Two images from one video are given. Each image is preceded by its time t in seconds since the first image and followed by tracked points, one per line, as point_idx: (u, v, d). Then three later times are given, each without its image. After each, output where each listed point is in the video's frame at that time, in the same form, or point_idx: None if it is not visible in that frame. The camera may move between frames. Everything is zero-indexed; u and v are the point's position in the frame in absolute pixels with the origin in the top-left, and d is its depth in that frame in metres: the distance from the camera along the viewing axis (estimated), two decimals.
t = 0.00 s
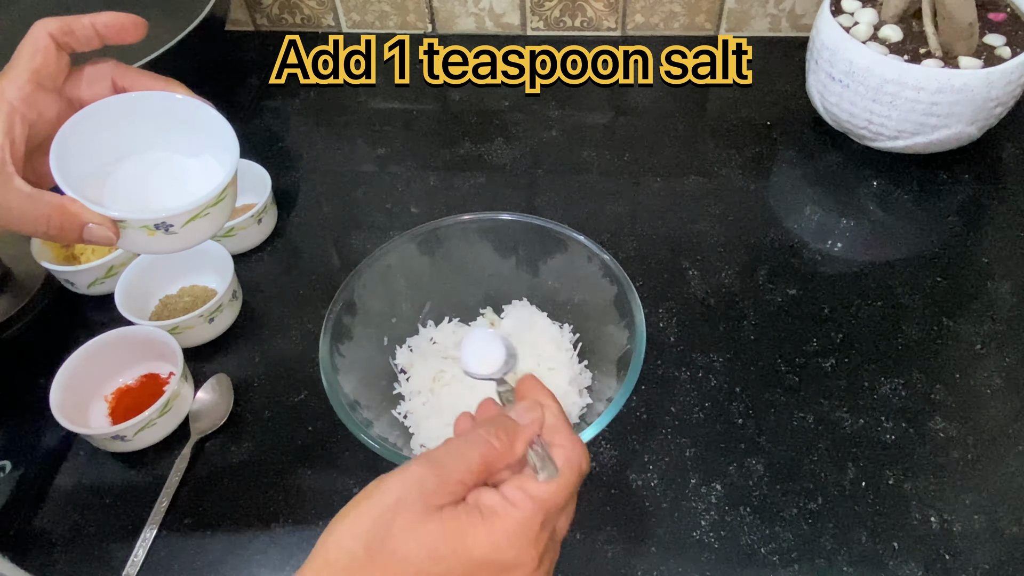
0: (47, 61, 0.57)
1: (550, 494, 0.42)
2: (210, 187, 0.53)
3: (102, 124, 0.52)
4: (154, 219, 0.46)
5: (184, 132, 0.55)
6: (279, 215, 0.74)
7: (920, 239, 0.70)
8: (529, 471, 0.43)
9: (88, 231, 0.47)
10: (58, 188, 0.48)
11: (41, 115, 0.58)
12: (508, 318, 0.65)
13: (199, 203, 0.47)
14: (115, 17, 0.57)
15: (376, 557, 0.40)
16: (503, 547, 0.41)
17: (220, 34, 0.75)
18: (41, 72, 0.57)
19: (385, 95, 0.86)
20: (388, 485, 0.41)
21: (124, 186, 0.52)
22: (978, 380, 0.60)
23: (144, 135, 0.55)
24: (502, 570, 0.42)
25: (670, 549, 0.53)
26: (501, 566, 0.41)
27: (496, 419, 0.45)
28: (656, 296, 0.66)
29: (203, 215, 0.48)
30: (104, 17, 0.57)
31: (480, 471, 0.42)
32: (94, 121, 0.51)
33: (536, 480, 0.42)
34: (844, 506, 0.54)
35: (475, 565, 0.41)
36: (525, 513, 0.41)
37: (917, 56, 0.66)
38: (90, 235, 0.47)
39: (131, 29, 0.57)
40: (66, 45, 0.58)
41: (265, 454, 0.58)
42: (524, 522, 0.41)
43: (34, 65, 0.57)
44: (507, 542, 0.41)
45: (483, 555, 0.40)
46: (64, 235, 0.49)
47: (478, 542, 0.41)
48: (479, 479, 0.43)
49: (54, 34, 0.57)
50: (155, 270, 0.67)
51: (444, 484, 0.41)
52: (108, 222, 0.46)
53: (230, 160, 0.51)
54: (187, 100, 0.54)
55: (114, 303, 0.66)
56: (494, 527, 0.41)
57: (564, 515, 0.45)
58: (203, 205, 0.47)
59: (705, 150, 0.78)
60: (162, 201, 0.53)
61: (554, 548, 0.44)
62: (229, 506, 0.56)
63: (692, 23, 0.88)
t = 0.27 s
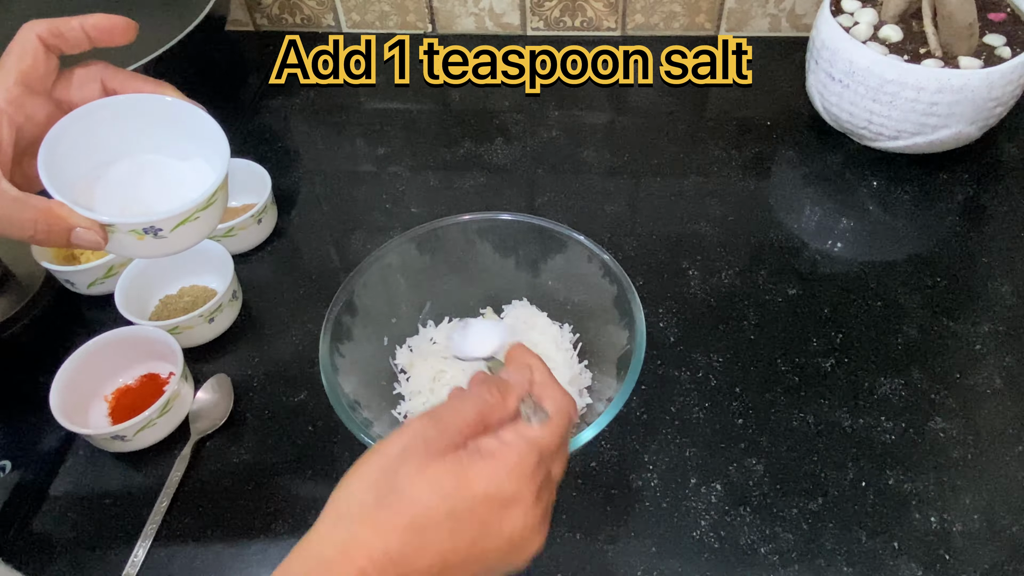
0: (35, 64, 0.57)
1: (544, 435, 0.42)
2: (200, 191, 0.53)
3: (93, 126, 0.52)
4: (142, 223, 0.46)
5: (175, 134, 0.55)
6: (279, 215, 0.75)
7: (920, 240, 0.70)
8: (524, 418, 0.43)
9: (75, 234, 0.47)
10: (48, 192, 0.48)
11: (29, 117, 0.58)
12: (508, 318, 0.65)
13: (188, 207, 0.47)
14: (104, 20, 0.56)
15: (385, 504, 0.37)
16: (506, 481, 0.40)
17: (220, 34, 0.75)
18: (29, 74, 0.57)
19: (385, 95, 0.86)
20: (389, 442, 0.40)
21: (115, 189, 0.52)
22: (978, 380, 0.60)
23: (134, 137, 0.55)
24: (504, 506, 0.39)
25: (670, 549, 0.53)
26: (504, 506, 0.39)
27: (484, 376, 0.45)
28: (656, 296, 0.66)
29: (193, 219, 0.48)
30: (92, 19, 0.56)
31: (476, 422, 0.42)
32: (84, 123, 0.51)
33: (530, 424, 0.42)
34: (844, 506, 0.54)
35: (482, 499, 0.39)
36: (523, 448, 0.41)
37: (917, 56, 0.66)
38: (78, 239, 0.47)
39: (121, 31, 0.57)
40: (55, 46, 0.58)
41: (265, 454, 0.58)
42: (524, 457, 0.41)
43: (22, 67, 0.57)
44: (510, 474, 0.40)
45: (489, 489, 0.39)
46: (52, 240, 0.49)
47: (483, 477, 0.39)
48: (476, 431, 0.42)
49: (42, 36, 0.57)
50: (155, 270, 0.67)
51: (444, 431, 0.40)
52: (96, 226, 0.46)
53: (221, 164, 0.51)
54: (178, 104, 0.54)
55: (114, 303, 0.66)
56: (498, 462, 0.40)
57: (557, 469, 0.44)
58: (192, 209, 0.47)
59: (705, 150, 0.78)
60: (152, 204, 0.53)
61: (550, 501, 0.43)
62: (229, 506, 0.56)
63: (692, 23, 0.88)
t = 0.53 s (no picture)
0: (27, 61, 0.57)
1: (541, 377, 0.45)
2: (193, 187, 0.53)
3: (86, 124, 0.52)
4: (135, 219, 0.46)
5: (168, 131, 0.55)
6: (279, 215, 0.74)
7: (920, 240, 0.70)
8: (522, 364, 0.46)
9: (66, 231, 0.46)
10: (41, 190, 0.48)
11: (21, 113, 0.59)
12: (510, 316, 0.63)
13: (182, 203, 0.47)
14: (96, 17, 0.56)
15: (389, 441, 0.41)
16: (504, 420, 0.43)
17: (220, 34, 0.75)
18: (20, 71, 0.57)
19: (385, 95, 0.86)
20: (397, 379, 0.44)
21: (108, 186, 0.52)
22: (978, 381, 0.60)
23: (127, 135, 0.55)
24: (503, 443, 0.43)
25: (670, 549, 0.53)
26: (505, 442, 0.43)
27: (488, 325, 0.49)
28: (656, 295, 0.66)
29: (186, 215, 0.48)
30: (85, 17, 0.56)
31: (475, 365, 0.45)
32: (76, 120, 0.51)
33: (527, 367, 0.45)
34: (845, 506, 0.54)
35: (480, 433, 0.42)
36: (520, 387, 0.44)
37: (917, 56, 0.66)
38: (69, 236, 0.47)
39: (113, 27, 0.57)
40: (47, 44, 0.58)
41: (265, 454, 0.58)
42: (520, 396, 0.43)
43: (13, 64, 0.57)
44: (509, 413, 0.43)
45: (486, 427, 0.42)
46: (43, 237, 0.48)
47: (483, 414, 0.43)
48: (476, 373, 0.46)
49: (34, 32, 0.57)
50: (155, 270, 0.67)
51: (446, 373, 0.44)
52: (89, 223, 0.45)
53: (214, 160, 0.51)
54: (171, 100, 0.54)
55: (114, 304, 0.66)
56: (497, 399, 0.43)
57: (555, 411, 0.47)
58: (185, 205, 0.47)
59: (705, 150, 0.78)
60: (146, 200, 0.53)
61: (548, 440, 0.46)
62: (229, 506, 0.56)
63: (692, 23, 0.88)
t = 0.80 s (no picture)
0: (28, 57, 0.58)
1: (533, 447, 0.41)
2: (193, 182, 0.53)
3: (87, 120, 0.52)
4: (136, 213, 0.46)
5: (168, 127, 0.55)
6: (279, 215, 0.74)
7: (920, 240, 0.70)
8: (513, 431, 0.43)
9: (69, 226, 0.47)
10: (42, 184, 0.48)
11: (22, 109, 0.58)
12: (508, 317, 0.64)
13: (182, 197, 0.47)
14: (97, 13, 0.57)
15: (372, 524, 0.38)
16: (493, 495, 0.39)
17: (220, 33, 0.75)
18: (22, 67, 0.58)
19: (385, 95, 0.86)
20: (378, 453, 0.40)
21: (109, 181, 0.52)
22: (978, 381, 0.60)
23: (128, 131, 0.55)
24: (493, 523, 0.39)
25: (670, 549, 0.53)
26: (496, 522, 0.39)
27: (475, 389, 0.45)
28: (656, 296, 0.66)
29: (186, 209, 0.48)
30: (86, 13, 0.57)
31: (462, 435, 0.42)
32: (78, 116, 0.52)
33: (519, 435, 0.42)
34: (845, 506, 0.54)
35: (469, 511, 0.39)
36: (510, 458, 0.41)
37: (917, 57, 0.66)
38: (72, 230, 0.47)
39: (114, 23, 0.57)
40: (49, 40, 0.59)
41: (265, 454, 0.58)
42: (510, 468, 0.40)
43: (16, 60, 0.58)
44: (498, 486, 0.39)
45: (475, 504, 0.39)
46: (45, 231, 0.49)
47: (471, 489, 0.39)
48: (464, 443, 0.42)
49: (36, 28, 0.57)
50: (156, 270, 0.67)
51: (431, 444, 0.41)
52: (91, 217, 0.46)
53: (214, 155, 0.51)
54: (170, 96, 0.54)
55: (114, 303, 0.66)
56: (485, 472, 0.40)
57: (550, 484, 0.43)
58: (186, 199, 0.47)
59: (705, 150, 0.78)
60: (147, 195, 0.53)
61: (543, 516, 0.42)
62: (229, 506, 0.56)
63: (692, 23, 0.88)
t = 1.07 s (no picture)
0: (33, 59, 0.57)
1: (515, 440, 0.43)
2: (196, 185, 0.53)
3: (91, 122, 0.52)
4: (141, 216, 0.46)
5: (172, 130, 0.55)
6: (279, 216, 0.74)
7: (920, 240, 0.70)
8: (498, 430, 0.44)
9: (73, 227, 0.46)
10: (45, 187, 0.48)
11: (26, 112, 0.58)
12: (508, 318, 0.65)
13: (186, 199, 0.47)
14: (102, 16, 0.56)
15: (363, 521, 0.38)
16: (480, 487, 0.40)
17: (220, 34, 0.75)
18: (26, 70, 0.57)
19: (385, 95, 0.86)
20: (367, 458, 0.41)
21: (112, 184, 0.52)
22: (978, 381, 0.60)
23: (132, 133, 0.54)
24: (482, 513, 0.40)
25: (670, 549, 0.53)
26: (485, 514, 0.40)
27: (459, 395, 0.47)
28: (656, 296, 0.66)
29: (190, 212, 0.48)
30: (91, 15, 0.56)
31: (448, 434, 0.43)
32: (82, 118, 0.52)
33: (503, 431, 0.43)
34: (845, 506, 0.54)
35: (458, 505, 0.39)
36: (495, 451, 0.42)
37: (917, 57, 0.66)
38: (76, 233, 0.47)
39: (119, 26, 0.56)
40: (52, 43, 0.58)
41: (265, 454, 0.58)
42: (497, 463, 0.41)
43: (20, 62, 0.57)
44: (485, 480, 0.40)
45: (462, 499, 0.39)
46: (48, 233, 0.48)
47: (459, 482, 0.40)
48: (450, 443, 0.43)
49: (40, 31, 0.56)
50: (155, 270, 0.67)
51: (419, 444, 0.42)
52: (95, 219, 0.46)
53: (218, 158, 0.51)
54: (175, 99, 0.54)
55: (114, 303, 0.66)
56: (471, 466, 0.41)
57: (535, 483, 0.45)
58: (190, 201, 0.47)
59: (705, 150, 0.78)
60: (151, 198, 0.53)
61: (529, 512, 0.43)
62: (229, 506, 0.56)
63: (692, 24, 0.88)
